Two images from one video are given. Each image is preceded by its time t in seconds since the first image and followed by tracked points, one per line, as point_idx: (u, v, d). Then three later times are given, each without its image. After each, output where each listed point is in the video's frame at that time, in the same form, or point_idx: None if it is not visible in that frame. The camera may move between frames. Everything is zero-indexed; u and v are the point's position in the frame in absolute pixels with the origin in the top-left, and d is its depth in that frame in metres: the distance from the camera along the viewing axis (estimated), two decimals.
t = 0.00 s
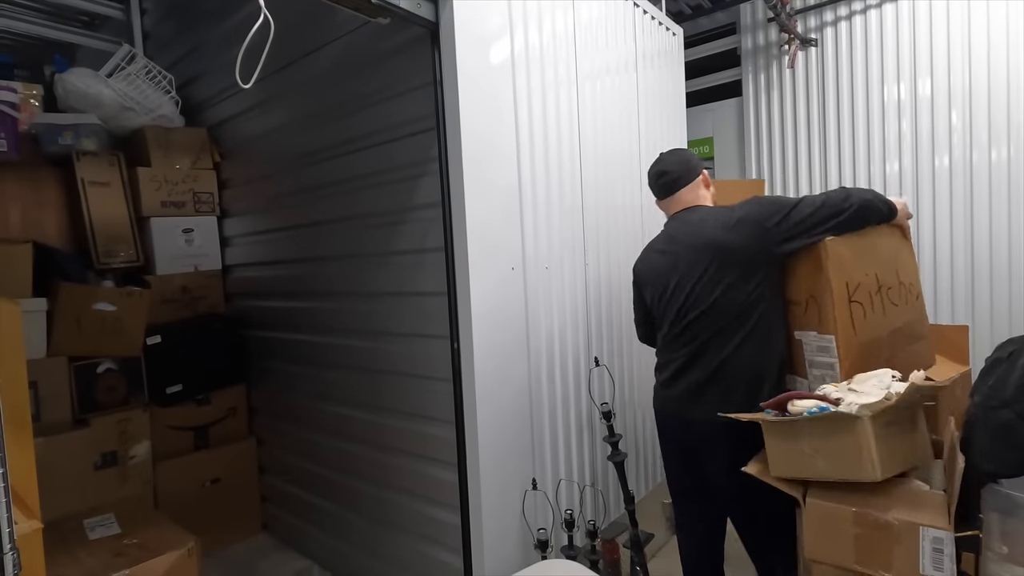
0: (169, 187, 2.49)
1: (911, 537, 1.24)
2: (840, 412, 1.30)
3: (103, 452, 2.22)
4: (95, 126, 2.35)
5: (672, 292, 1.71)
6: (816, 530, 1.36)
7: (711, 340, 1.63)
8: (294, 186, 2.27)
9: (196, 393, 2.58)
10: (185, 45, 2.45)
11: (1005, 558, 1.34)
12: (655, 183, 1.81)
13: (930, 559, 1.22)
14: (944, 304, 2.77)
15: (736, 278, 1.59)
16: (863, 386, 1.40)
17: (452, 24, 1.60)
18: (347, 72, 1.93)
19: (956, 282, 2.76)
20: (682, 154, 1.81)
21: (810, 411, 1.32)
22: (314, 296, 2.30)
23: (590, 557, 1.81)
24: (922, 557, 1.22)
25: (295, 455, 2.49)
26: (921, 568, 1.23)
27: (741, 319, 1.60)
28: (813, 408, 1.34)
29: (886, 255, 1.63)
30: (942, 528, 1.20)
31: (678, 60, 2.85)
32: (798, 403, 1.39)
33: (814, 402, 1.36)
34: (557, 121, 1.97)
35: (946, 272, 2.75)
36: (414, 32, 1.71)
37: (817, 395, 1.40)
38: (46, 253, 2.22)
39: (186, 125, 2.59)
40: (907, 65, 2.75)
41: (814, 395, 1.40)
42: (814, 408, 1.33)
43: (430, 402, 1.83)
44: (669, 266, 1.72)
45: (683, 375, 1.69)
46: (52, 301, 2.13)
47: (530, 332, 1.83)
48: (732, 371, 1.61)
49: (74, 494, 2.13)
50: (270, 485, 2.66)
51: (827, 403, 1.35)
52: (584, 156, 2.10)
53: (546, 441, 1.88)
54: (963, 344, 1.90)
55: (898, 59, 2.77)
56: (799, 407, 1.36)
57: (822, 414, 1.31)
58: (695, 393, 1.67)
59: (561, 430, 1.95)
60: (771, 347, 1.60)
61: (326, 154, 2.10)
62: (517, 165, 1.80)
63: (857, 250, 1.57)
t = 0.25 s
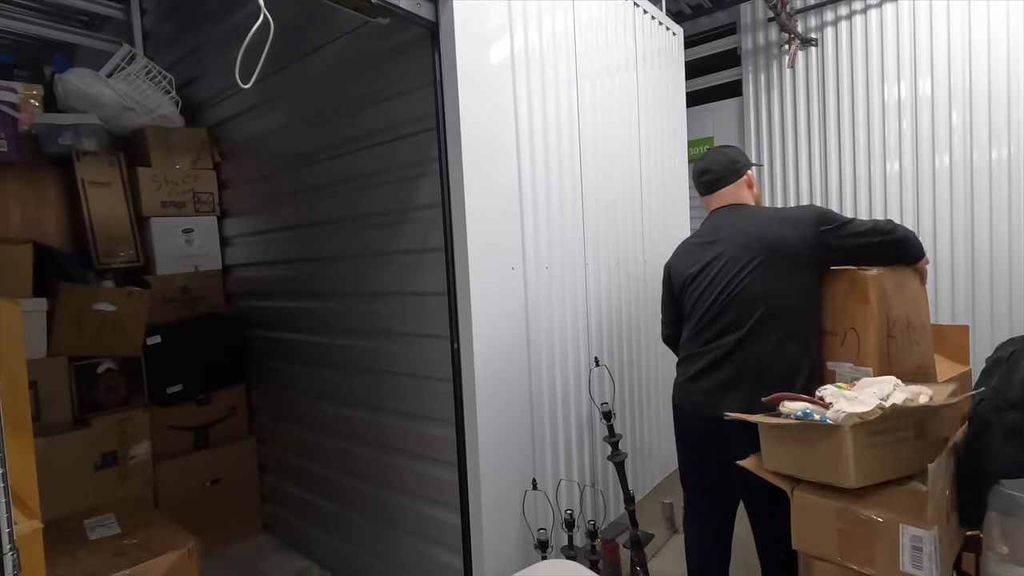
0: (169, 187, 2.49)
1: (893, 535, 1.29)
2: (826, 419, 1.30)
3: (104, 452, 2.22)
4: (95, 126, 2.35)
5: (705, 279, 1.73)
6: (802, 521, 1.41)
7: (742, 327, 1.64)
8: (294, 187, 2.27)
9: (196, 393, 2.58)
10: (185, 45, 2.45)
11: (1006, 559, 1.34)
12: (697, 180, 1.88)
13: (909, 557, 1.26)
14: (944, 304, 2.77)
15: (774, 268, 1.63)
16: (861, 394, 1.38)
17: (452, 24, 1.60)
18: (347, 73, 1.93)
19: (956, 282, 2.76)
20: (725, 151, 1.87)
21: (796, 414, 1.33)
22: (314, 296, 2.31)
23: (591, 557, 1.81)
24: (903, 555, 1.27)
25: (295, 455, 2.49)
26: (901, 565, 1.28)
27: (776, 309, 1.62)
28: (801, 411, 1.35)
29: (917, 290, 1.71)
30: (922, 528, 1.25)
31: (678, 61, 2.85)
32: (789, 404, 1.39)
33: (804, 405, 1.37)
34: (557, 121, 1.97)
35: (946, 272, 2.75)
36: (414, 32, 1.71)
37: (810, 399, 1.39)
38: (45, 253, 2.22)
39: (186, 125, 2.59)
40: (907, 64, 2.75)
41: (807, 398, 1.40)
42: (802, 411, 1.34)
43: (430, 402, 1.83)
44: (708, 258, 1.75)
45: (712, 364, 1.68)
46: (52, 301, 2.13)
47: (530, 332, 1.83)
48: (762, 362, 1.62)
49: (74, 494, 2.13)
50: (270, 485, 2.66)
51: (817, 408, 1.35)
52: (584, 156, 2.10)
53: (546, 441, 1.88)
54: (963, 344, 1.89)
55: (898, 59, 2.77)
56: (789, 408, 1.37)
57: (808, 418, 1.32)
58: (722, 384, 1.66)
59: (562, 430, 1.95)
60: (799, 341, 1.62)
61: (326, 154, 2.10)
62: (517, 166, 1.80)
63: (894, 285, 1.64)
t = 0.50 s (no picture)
0: (169, 187, 2.49)
1: (883, 530, 1.30)
2: (828, 438, 1.35)
3: (103, 452, 2.23)
4: (96, 126, 2.36)
5: (726, 279, 1.82)
6: (797, 514, 1.45)
7: (761, 326, 1.73)
8: (295, 187, 2.27)
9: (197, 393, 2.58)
10: (186, 46, 2.45)
11: (1006, 559, 1.33)
12: (718, 186, 1.98)
13: (900, 553, 1.27)
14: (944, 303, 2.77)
15: (794, 272, 1.71)
16: (869, 414, 1.34)
17: (451, 24, 1.60)
18: (348, 73, 1.93)
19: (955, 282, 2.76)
20: (746, 159, 1.95)
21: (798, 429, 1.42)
22: (314, 296, 2.31)
23: (591, 557, 1.81)
24: (894, 551, 1.28)
25: (296, 455, 2.49)
26: (892, 561, 1.28)
27: (794, 310, 1.70)
28: (804, 426, 1.42)
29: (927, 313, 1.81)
30: (913, 525, 1.25)
31: (679, 60, 2.85)
32: (795, 414, 1.47)
33: (807, 417, 1.44)
34: (558, 121, 1.97)
35: (946, 271, 2.75)
36: (415, 32, 1.71)
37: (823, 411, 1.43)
38: (46, 253, 2.22)
39: (186, 126, 2.59)
40: (907, 64, 2.74)
41: (820, 408, 1.44)
42: (803, 427, 1.42)
43: (430, 401, 1.83)
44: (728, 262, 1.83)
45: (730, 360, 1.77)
46: (52, 301, 2.13)
47: (530, 331, 1.83)
48: (779, 361, 1.70)
49: (75, 494, 2.14)
50: (270, 485, 2.66)
51: (824, 423, 1.40)
52: (585, 157, 2.10)
53: (546, 441, 1.88)
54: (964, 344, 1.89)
55: (899, 59, 2.77)
56: (794, 420, 1.45)
57: (807, 433, 1.40)
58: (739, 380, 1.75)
59: (562, 430, 1.96)
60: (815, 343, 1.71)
61: (326, 154, 2.10)
62: (517, 166, 1.80)
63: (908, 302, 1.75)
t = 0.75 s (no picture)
0: (170, 187, 2.49)
1: (876, 526, 1.31)
2: (822, 434, 1.37)
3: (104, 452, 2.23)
4: (96, 126, 2.36)
5: (736, 278, 1.85)
6: (795, 508, 1.48)
7: (772, 323, 1.75)
8: (295, 186, 2.27)
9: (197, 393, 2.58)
10: (186, 45, 2.45)
11: (1008, 558, 1.34)
12: (728, 190, 2.00)
13: (893, 549, 1.28)
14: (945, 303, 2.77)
15: (804, 269, 1.73)
16: (866, 414, 1.34)
17: (451, 23, 1.60)
18: (348, 73, 1.93)
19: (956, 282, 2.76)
20: (755, 163, 1.98)
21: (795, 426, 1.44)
22: (314, 295, 2.30)
23: (591, 557, 1.81)
24: (886, 546, 1.29)
25: (296, 455, 2.49)
26: (885, 556, 1.29)
27: (805, 305, 1.72)
28: (801, 423, 1.44)
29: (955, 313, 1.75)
30: (905, 521, 1.26)
31: (679, 59, 2.84)
32: (794, 411, 1.48)
33: (806, 415, 1.45)
34: (559, 120, 1.97)
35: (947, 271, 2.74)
36: (415, 32, 1.71)
37: (821, 407, 1.44)
38: (46, 252, 2.22)
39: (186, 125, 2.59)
40: (908, 63, 2.74)
41: (817, 405, 1.45)
42: (801, 423, 1.43)
43: (431, 401, 1.83)
44: (737, 262, 1.86)
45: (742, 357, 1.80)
46: (52, 301, 2.13)
47: (530, 331, 1.83)
48: (791, 356, 1.72)
49: (75, 493, 2.14)
50: (271, 485, 2.66)
51: (821, 419, 1.42)
52: (585, 157, 2.10)
53: (546, 441, 1.88)
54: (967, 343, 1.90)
55: (899, 58, 2.77)
56: (792, 417, 1.46)
57: (804, 431, 1.41)
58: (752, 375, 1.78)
59: (562, 429, 1.96)
60: (829, 338, 1.71)
61: (326, 154, 2.10)
62: (518, 166, 1.80)
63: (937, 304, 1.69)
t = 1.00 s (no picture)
0: (169, 188, 2.49)
1: (868, 523, 1.32)
2: (812, 427, 1.36)
3: (103, 452, 2.23)
4: (96, 126, 2.36)
5: (740, 277, 1.86)
6: (789, 505, 1.48)
7: (773, 321, 1.75)
8: (295, 187, 2.27)
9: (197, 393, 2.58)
10: (185, 46, 2.45)
11: (1007, 558, 1.32)
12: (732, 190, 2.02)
13: (883, 546, 1.29)
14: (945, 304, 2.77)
15: (806, 268, 1.73)
16: (857, 409, 1.33)
17: (451, 24, 1.60)
18: (348, 73, 1.93)
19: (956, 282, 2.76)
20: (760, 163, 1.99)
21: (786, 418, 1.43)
22: (314, 295, 2.30)
23: (591, 557, 1.80)
24: (877, 543, 1.30)
25: (296, 455, 2.49)
26: (875, 552, 1.31)
27: (806, 305, 1.72)
28: (792, 416, 1.43)
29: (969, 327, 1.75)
30: (896, 519, 1.27)
31: (679, 59, 2.84)
32: (785, 404, 1.47)
33: (797, 408, 1.44)
34: (559, 120, 1.97)
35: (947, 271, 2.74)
36: (414, 32, 1.71)
37: (813, 401, 1.43)
38: (46, 253, 2.22)
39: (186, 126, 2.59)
40: (908, 63, 2.74)
41: (809, 399, 1.44)
42: (792, 416, 1.42)
43: (431, 401, 1.83)
44: (740, 261, 1.87)
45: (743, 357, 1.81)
46: (52, 301, 2.13)
47: (530, 331, 1.83)
48: (791, 356, 1.72)
49: (75, 494, 2.14)
50: (271, 485, 2.66)
51: (811, 412, 1.41)
52: (585, 158, 2.10)
53: (546, 441, 1.88)
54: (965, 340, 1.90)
55: (899, 58, 2.77)
56: (783, 410, 1.46)
57: (794, 424, 1.41)
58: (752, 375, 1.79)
59: (562, 430, 1.96)
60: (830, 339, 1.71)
61: (326, 154, 2.10)
62: (518, 166, 1.80)
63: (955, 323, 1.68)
